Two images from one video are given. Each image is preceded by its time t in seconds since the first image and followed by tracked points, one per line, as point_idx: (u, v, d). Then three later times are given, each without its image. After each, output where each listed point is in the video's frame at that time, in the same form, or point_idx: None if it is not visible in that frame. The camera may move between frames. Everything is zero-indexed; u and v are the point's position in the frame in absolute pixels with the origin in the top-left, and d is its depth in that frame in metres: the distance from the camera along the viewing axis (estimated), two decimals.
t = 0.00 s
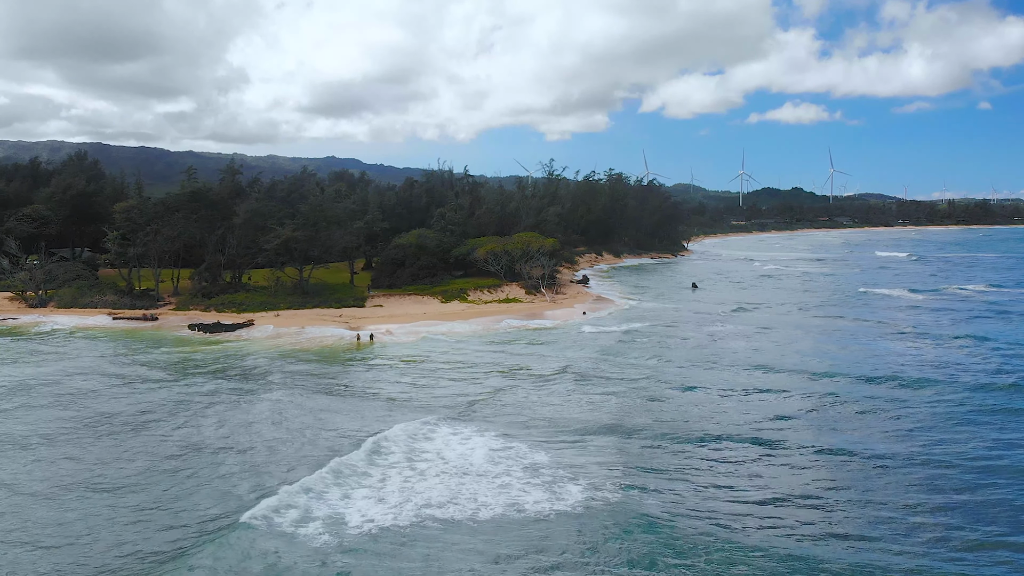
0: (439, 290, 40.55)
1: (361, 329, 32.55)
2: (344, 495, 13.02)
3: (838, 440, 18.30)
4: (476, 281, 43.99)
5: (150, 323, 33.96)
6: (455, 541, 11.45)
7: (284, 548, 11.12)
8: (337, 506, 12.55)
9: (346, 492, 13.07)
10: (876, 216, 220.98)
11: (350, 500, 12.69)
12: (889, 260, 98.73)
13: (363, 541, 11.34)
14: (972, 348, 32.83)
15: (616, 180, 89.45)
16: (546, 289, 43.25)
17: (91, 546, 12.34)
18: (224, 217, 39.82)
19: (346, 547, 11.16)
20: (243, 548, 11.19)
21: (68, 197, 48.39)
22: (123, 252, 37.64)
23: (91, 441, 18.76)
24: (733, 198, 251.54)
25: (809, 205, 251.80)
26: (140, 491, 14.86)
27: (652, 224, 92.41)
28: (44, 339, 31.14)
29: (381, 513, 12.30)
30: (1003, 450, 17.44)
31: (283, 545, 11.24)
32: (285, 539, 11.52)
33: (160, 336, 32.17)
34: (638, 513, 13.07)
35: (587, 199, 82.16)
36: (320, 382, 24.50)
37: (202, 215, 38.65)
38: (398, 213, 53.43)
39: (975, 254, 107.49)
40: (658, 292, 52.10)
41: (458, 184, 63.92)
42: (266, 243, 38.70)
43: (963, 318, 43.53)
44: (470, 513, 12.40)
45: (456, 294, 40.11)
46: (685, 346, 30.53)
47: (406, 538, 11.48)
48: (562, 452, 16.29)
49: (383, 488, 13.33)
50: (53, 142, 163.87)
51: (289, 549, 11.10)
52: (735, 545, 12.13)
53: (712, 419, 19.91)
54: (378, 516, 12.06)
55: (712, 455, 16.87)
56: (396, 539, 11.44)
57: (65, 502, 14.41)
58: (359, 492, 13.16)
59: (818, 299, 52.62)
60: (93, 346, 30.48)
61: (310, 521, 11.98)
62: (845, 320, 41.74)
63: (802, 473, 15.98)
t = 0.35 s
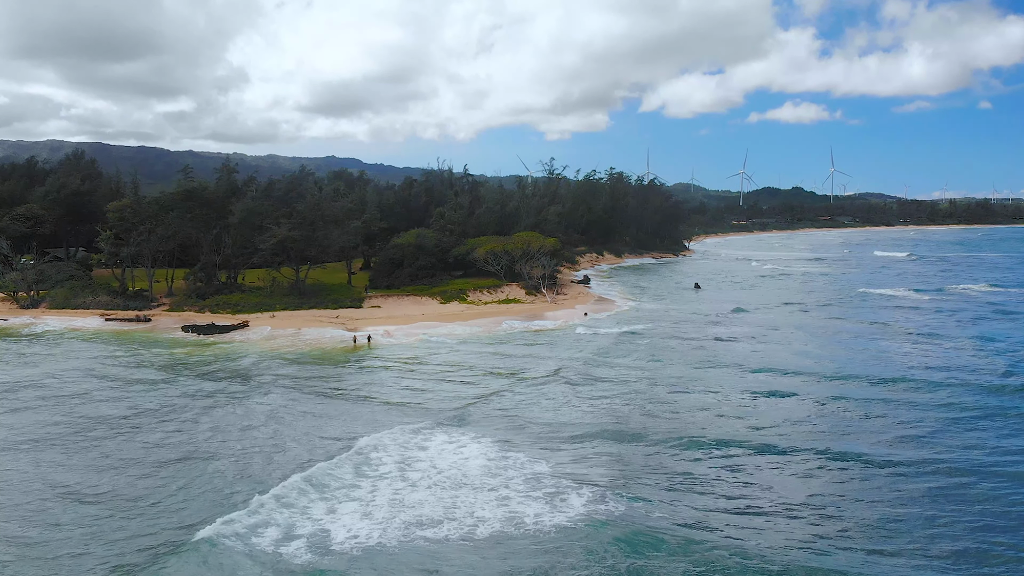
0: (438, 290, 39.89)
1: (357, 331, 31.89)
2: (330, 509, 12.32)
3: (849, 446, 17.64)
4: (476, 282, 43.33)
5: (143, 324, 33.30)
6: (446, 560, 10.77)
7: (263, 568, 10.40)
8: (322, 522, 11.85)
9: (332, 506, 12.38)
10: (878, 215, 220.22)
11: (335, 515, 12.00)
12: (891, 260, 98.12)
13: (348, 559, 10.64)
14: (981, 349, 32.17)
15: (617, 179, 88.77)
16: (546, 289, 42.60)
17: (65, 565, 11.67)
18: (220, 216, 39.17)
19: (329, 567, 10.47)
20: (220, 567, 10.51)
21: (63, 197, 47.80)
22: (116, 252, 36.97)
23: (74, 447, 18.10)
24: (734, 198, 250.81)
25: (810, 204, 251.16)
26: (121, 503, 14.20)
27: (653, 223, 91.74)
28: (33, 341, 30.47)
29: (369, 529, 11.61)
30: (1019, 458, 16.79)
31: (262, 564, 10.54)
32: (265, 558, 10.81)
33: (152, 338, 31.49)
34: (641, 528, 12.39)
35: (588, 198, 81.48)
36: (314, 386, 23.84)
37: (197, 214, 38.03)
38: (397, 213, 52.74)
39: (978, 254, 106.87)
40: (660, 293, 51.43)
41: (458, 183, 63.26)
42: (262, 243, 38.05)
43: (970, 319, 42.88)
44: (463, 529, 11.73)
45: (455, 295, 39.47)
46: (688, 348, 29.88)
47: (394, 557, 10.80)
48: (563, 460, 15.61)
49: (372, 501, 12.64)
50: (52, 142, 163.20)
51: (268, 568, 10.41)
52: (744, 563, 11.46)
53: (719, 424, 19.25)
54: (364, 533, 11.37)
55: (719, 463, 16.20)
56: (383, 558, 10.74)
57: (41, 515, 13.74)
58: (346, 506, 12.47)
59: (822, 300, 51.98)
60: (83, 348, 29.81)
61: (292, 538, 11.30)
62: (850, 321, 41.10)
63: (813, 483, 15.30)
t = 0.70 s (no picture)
0: (436, 288, 39.21)
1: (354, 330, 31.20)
2: (312, 517, 11.60)
3: (861, 449, 16.92)
4: (475, 280, 42.63)
5: (135, 323, 32.64)
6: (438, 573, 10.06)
7: None
8: (303, 530, 11.12)
9: (316, 513, 11.67)
10: (880, 215, 219.32)
11: (319, 523, 11.28)
12: (894, 259, 97.39)
13: (330, 571, 9.94)
14: (991, 348, 31.46)
15: (618, 177, 88.09)
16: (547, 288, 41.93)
17: None
18: (215, 214, 38.51)
19: None
20: None
21: (56, 194, 47.14)
22: (109, 249, 36.30)
23: (55, 449, 17.41)
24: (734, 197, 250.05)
25: (811, 203, 250.37)
26: (100, 509, 13.52)
27: (655, 222, 91.00)
28: (22, 340, 29.81)
29: (355, 538, 10.91)
30: None
31: None
32: (241, 570, 10.11)
33: (144, 337, 30.81)
34: (644, 537, 11.68)
35: (589, 196, 80.69)
36: (307, 386, 23.13)
37: (192, 211, 37.36)
38: (396, 210, 52.02)
39: (981, 253, 106.03)
40: (662, 292, 50.75)
41: (458, 181, 62.57)
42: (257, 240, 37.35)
43: (978, 317, 42.15)
44: (455, 540, 11.01)
45: (454, 293, 38.77)
46: (692, 348, 29.16)
47: (380, 568, 10.08)
48: (564, 464, 14.90)
49: (358, 509, 11.93)
50: (51, 142, 162.66)
51: None
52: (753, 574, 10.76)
53: (725, 425, 18.59)
54: (348, 543, 10.65)
55: (725, 467, 15.52)
56: (369, 570, 10.01)
57: (14, 523, 13.06)
58: (331, 513, 11.75)
59: (826, 298, 51.25)
60: (72, 346, 29.14)
61: (270, 548, 10.57)
62: (856, 320, 40.37)
63: (825, 487, 14.59)
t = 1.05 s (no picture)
0: (435, 285, 38.50)
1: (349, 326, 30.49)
2: (294, 520, 10.89)
3: (873, 445, 16.23)
4: (475, 277, 41.91)
5: (126, 320, 31.92)
6: None
7: None
8: (283, 535, 10.39)
9: (298, 516, 10.95)
10: (881, 214, 218.56)
11: (300, 527, 10.56)
12: (897, 257, 96.62)
13: None
14: (1001, 345, 30.77)
15: (619, 175, 87.35)
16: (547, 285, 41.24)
17: None
18: (210, 209, 37.80)
19: None
20: None
21: (49, 190, 46.42)
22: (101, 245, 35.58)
23: (34, 447, 16.69)
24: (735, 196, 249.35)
25: (812, 203, 249.65)
26: (74, 510, 12.79)
27: (656, 220, 90.27)
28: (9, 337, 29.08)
29: (339, 543, 10.20)
30: None
31: None
32: None
33: (135, 334, 30.09)
34: (649, 541, 10.96)
35: (590, 194, 79.93)
36: (301, 382, 22.42)
37: (185, 206, 36.62)
38: (394, 207, 51.30)
39: (984, 251, 105.19)
40: (664, 290, 50.04)
41: (457, 178, 61.84)
42: (251, 235, 36.62)
43: (986, 315, 41.44)
44: (447, 545, 10.31)
45: (453, 290, 38.07)
46: (696, 345, 28.44)
47: None
48: (565, 464, 14.19)
49: (344, 511, 11.21)
50: (49, 141, 161.94)
51: None
52: None
53: (732, 423, 17.88)
54: (331, 550, 9.93)
55: (733, 466, 14.81)
56: None
57: None
58: (314, 516, 11.03)
59: (830, 296, 50.54)
60: (61, 343, 28.42)
61: (246, 554, 9.85)
62: (862, 316, 39.71)
63: (838, 486, 13.87)
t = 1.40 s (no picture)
0: (433, 282, 37.80)
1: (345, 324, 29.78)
2: (273, 527, 10.16)
3: (888, 444, 15.53)
4: (474, 274, 41.21)
5: (117, 317, 31.23)
6: None
7: None
8: (259, 544, 9.66)
9: (277, 523, 10.22)
10: (882, 214, 217.87)
11: (279, 535, 9.84)
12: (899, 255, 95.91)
13: None
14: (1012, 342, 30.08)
15: (620, 173, 86.63)
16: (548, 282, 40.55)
17: None
18: (204, 204, 37.10)
19: None
20: None
21: (42, 186, 45.70)
22: (93, 241, 34.88)
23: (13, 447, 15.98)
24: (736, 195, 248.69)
25: (813, 202, 248.96)
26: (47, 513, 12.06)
27: (658, 218, 89.56)
28: None
29: (320, 553, 9.49)
30: None
31: None
32: None
33: (126, 331, 29.41)
34: (654, 549, 10.24)
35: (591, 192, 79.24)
36: (293, 381, 21.73)
37: (178, 201, 35.92)
38: (392, 204, 50.59)
39: (987, 249, 104.56)
40: (666, 287, 49.34)
41: (457, 176, 61.14)
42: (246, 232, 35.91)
43: (994, 312, 40.76)
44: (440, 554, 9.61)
45: (452, 287, 37.36)
46: (701, 343, 27.75)
47: None
48: (567, 466, 13.47)
49: (328, 518, 10.49)
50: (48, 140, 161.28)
51: None
52: None
53: (741, 422, 17.18)
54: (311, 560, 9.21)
55: (742, 467, 14.09)
56: None
57: None
58: (295, 523, 10.30)
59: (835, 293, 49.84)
60: (48, 340, 27.72)
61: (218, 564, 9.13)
62: (867, 314, 39.06)
63: (853, 488, 13.17)
